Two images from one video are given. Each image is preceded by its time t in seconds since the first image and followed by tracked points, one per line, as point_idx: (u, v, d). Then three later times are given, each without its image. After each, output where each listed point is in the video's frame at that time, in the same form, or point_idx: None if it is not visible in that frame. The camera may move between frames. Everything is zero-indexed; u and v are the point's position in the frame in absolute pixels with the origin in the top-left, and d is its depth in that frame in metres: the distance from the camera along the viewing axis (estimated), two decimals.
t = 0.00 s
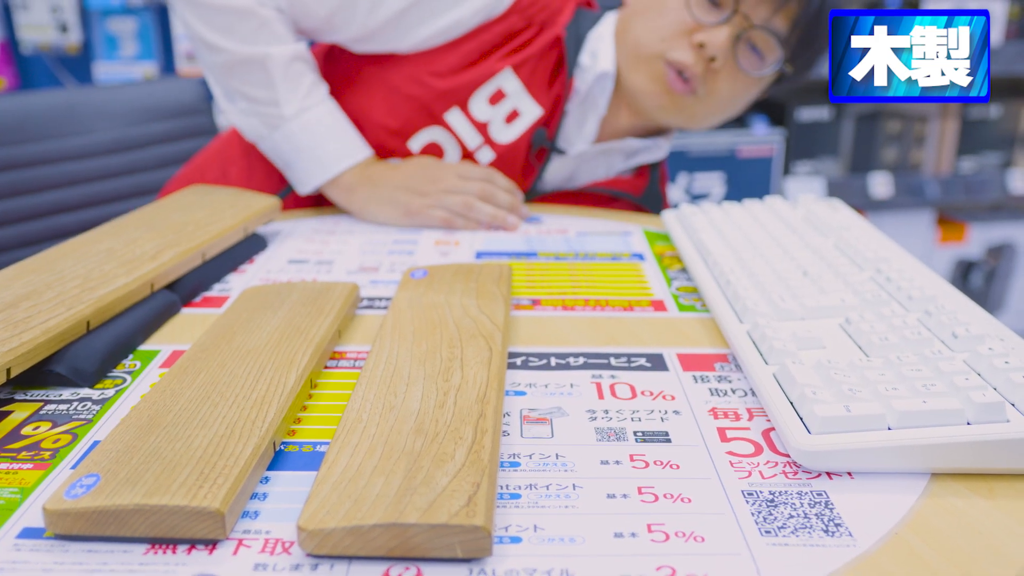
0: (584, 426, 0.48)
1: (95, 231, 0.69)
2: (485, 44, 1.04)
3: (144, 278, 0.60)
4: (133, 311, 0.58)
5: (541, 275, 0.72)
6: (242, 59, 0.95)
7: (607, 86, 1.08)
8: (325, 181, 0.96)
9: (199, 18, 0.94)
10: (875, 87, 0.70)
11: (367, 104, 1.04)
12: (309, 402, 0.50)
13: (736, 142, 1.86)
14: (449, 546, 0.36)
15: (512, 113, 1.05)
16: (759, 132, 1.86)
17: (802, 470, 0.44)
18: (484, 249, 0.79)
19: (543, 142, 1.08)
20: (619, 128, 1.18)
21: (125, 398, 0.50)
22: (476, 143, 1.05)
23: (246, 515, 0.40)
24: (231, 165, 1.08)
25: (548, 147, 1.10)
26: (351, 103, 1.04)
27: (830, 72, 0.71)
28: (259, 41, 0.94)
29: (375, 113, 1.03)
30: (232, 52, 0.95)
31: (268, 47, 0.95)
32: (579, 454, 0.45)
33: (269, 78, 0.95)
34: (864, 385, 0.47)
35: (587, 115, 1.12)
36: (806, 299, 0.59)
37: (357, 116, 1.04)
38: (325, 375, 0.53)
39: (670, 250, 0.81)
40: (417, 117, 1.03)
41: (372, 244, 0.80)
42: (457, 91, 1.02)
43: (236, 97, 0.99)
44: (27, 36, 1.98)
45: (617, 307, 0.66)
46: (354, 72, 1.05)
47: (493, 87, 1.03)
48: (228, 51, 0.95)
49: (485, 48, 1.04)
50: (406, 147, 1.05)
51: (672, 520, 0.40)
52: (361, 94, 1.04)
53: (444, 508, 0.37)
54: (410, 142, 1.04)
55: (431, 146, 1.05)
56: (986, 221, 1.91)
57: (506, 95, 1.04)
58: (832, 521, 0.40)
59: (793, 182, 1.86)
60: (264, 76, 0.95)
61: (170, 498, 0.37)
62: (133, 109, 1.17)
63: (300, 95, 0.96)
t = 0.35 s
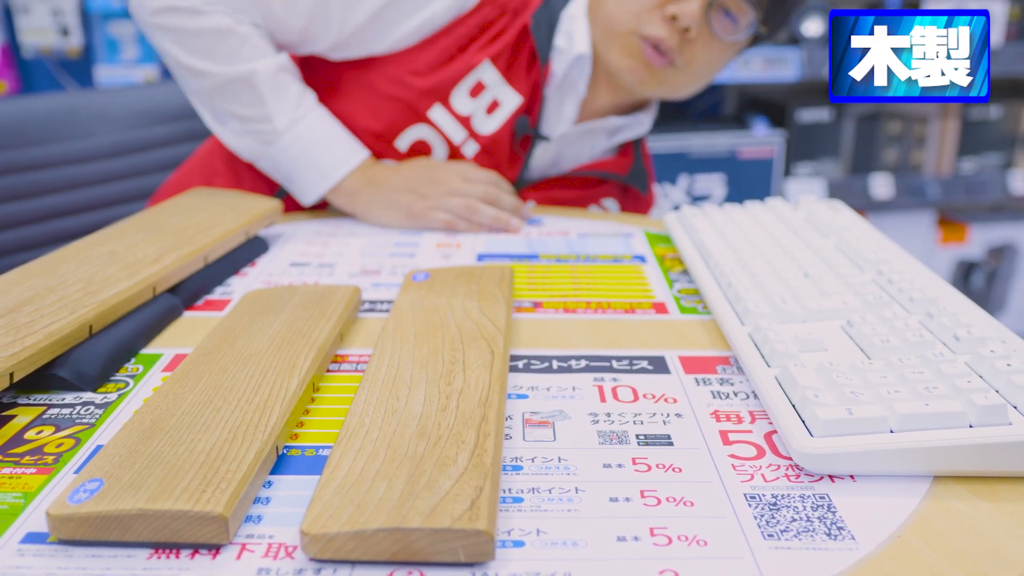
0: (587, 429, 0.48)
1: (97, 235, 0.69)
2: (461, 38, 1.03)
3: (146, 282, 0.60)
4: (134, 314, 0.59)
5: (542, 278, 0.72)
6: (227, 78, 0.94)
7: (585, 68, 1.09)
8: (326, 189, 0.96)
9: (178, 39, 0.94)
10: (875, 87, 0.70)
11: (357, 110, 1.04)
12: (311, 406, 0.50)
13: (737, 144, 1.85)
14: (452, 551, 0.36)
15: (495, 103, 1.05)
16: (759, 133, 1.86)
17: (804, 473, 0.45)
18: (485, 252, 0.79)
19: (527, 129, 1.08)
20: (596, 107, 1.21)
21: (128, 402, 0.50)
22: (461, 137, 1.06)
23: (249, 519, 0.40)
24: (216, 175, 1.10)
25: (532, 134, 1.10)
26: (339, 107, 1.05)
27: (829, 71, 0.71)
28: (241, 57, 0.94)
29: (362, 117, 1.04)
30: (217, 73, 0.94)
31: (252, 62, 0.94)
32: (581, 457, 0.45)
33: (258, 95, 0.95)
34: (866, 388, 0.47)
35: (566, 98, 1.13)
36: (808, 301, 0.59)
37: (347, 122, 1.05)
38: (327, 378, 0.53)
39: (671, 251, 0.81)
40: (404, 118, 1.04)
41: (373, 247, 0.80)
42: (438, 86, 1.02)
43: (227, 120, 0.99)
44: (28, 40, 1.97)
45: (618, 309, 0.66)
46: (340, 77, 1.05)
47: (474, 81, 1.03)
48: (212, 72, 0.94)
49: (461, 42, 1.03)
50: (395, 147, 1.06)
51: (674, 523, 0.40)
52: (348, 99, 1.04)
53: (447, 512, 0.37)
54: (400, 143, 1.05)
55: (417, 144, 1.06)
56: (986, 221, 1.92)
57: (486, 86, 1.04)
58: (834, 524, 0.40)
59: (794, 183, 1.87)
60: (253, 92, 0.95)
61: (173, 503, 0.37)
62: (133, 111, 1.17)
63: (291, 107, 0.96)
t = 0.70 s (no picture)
0: (591, 431, 0.48)
1: (102, 236, 0.70)
2: (422, 13, 1.03)
3: (151, 284, 0.60)
4: (140, 316, 0.59)
5: (546, 279, 0.72)
6: (213, 106, 0.95)
7: (548, 25, 1.07)
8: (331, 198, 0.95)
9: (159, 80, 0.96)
10: (875, 86, 0.70)
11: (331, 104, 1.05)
12: (316, 407, 0.50)
13: (740, 145, 1.85)
14: (456, 551, 0.36)
15: (462, 72, 1.05)
16: (763, 135, 1.86)
17: (808, 475, 0.45)
18: (489, 253, 0.79)
19: (497, 95, 1.08)
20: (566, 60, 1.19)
21: (134, 403, 0.50)
22: (434, 111, 1.05)
23: (254, 520, 0.40)
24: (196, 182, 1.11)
25: (501, 99, 1.10)
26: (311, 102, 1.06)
27: (829, 72, 0.71)
28: (221, 82, 0.94)
29: (336, 107, 1.04)
30: (203, 102, 0.95)
31: (234, 85, 0.94)
32: (585, 459, 0.45)
33: (248, 116, 0.95)
34: (870, 390, 0.47)
35: (533, 56, 1.10)
36: (812, 303, 0.59)
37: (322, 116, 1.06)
38: (332, 380, 0.53)
39: (675, 253, 0.81)
40: (373, 102, 1.04)
41: (377, 248, 0.80)
42: (404, 64, 1.02)
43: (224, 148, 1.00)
44: (33, 43, 1.97)
45: (622, 311, 0.66)
46: (308, 75, 1.06)
47: (439, 53, 1.03)
48: (198, 101, 0.95)
49: (423, 17, 1.04)
50: (370, 135, 1.06)
51: (678, 525, 0.40)
52: (319, 93, 1.05)
53: (452, 514, 0.37)
54: (373, 130, 1.06)
55: (391, 125, 1.06)
56: (989, 223, 1.92)
57: (452, 57, 1.04)
58: (838, 526, 0.40)
59: (797, 185, 1.88)
60: (242, 114, 0.95)
61: (179, 504, 0.37)
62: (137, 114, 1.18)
63: (281, 121, 0.96)
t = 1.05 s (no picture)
0: (593, 443, 0.48)
1: (106, 247, 0.70)
2: None
3: (155, 296, 0.61)
4: (144, 328, 0.59)
5: (548, 290, 0.73)
6: (179, 148, 0.98)
7: None
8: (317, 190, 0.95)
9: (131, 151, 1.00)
10: (875, 86, 0.70)
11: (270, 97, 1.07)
12: (319, 419, 0.50)
13: (741, 155, 1.85)
14: (460, 565, 0.36)
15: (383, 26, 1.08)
16: (763, 145, 1.86)
17: (809, 488, 0.45)
18: (491, 263, 0.79)
19: (418, 40, 1.09)
20: None
21: (138, 415, 0.50)
22: (362, 71, 1.08)
23: (258, 534, 0.40)
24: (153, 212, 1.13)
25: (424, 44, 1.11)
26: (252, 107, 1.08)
27: (829, 71, 0.71)
28: (173, 122, 0.97)
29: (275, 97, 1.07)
30: (170, 149, 0.98)
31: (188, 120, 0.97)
32: (588, 472, 0.46)
33: (211, 145, 0.97)
34: (871, 403, 0.47)
35: None
36: (813, 314, 0.59)
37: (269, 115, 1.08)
38: (335, 392, 0.53)
39: (676, 263, 0.81)
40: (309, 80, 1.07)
41: (380, 258, 0.80)
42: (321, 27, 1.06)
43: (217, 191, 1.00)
44: (35, 52, 1.97)
45: (624, 322, 0.66)
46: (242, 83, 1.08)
47: (352, 12, 1.06)
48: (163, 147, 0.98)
49: None
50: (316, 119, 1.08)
51: (681, 539, 0.40)
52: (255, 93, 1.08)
53: (455, 528, 0.37)
54: (313, 111, 1.07)
55: (328, 98, 1.08)
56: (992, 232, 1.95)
57: (367, 14, 1.07)
58: (840, 539, 0.40)
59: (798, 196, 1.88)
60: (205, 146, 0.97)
61: (183, 518, 0.38)
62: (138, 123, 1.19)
63: (243, 138, 0.97)
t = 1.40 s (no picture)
0: (603, 454, 0.49)
1: (117, 258, 0.71)
2: None
3: (166, 306, 0.61)
4: (156, 338, 0.60)
5: (556, 301, 0.73)
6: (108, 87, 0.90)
7: None
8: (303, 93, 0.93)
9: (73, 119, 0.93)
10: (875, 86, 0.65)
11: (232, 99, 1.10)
12: (330, 430, 0.50)
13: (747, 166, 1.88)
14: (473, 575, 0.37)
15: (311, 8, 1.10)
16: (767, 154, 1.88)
17: (819, 498, 0.45)
18: (499, 274, 0.80)
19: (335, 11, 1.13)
20: None
21: (150, 426, 0.51)
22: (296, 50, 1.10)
23: (272, 544, 0.40)
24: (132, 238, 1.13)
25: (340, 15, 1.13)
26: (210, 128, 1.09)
27: (829, 71, 0.66)
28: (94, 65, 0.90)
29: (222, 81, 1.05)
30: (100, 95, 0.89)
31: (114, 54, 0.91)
32: (599, 482, 0.46)
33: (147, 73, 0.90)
34: (880, 414, 0.47)
35: None
36: (820, 325, 0.59)
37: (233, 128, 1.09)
38: (346, 403, 0.54)
39: (683, 274, 0.82)
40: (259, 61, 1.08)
41: (388, 268, 0.81)
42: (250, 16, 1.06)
43: (168, 132, 0.93)
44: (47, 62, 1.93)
45: (632, 332, 0.66)
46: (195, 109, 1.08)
47: None
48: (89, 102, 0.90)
49: None
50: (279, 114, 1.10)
51: (692, 549, 0.40)
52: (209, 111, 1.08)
53: (468, 538, 0.37)
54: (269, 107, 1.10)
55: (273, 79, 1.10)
56: (997, 242, 1.95)
57: None
58: (850, 550, 0.40)
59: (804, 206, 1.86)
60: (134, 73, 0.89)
61: (199, 528, 0.38)
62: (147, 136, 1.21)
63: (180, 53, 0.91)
